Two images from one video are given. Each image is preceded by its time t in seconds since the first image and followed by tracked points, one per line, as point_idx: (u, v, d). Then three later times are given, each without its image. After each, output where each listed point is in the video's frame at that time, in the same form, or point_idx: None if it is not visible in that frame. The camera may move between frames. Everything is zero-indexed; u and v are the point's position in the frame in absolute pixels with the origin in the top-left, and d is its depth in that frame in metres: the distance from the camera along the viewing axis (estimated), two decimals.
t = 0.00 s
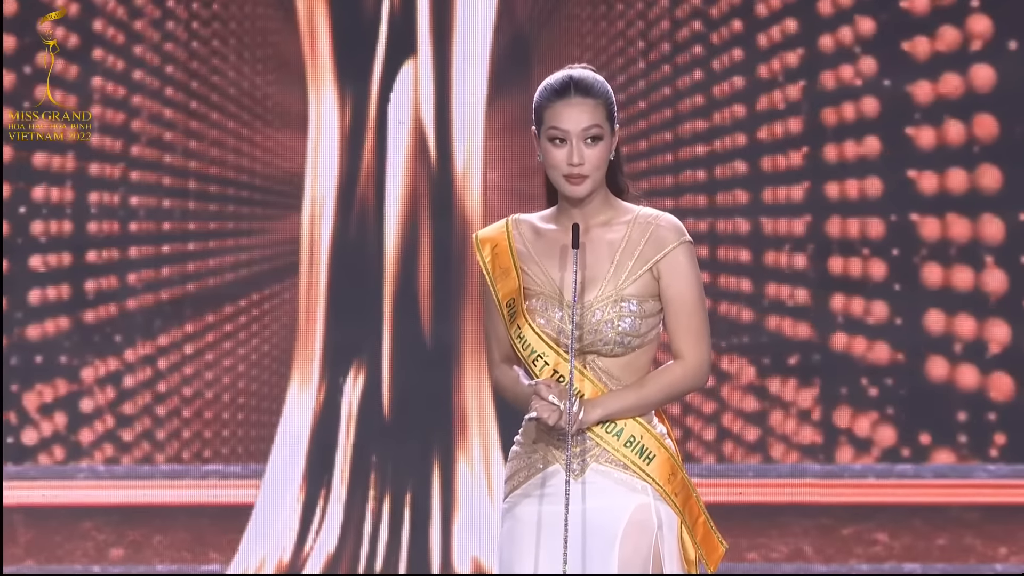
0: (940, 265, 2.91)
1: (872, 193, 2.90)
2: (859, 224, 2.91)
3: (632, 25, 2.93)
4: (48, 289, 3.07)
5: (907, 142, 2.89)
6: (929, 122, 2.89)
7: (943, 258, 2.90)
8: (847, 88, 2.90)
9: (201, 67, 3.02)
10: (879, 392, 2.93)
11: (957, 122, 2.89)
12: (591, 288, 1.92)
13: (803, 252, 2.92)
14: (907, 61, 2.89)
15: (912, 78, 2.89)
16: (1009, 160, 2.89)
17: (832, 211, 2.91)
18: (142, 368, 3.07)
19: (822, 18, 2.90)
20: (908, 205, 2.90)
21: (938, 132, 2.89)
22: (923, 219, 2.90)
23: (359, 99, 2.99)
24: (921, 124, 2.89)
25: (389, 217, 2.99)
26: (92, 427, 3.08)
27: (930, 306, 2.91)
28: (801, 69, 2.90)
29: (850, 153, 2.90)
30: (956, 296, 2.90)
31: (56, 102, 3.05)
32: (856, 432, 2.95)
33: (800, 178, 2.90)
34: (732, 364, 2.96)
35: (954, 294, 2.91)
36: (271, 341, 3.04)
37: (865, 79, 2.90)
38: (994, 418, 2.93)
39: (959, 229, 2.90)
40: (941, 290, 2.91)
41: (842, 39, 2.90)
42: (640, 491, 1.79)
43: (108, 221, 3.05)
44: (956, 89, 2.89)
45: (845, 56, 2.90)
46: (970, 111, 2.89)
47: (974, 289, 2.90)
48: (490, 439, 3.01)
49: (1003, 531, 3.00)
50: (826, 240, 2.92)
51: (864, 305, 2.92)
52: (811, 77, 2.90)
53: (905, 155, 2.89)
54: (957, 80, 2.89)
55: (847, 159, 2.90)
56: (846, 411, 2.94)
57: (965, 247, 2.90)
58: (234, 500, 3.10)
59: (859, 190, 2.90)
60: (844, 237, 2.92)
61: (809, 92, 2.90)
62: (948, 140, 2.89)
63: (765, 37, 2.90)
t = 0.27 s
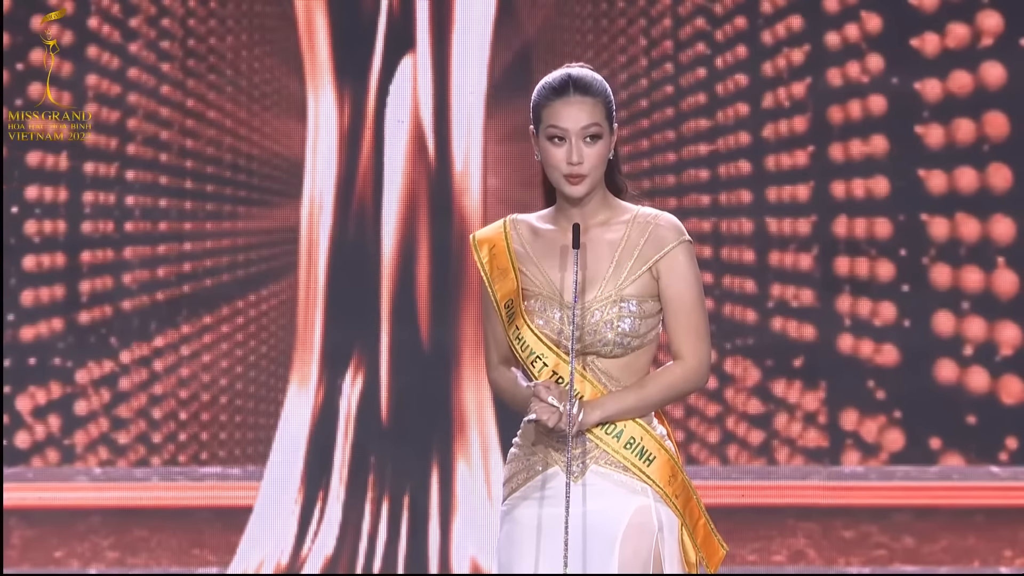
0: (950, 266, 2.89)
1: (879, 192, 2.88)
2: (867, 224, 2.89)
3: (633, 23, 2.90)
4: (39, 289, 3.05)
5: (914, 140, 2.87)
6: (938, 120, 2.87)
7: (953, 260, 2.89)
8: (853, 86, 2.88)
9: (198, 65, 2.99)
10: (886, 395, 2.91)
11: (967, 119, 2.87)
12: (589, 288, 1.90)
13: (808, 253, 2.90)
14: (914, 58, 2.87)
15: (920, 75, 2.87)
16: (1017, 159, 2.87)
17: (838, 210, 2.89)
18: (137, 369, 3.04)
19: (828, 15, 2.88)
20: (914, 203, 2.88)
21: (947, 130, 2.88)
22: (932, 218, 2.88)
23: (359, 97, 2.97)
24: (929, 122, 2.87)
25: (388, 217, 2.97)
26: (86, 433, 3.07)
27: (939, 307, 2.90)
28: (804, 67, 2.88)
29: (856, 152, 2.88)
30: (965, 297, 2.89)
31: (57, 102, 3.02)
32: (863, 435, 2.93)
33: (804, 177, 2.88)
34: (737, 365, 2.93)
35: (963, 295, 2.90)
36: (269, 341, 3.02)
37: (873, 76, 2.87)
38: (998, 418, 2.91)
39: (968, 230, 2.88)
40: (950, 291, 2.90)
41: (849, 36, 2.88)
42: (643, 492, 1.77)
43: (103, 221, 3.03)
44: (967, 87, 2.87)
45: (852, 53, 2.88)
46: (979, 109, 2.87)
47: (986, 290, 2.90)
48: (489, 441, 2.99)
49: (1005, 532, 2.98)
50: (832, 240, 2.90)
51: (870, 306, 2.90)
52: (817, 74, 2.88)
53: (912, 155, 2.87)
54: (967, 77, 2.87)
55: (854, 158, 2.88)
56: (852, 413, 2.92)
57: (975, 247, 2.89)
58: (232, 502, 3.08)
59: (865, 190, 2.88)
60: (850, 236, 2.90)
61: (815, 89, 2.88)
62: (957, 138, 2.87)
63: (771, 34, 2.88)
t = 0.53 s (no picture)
0: (959, 267, 2.88)
1: (885, 192, 2.87)
2: (873, 224, 2.87)
3: (635, 22, 2.88)
4: (32, 290, 3.04)
5: (920, 139, 2.87)
6: (946, 118, 2.86)
7: (962, 259, 2.87)
8: (859, 84, 2.87)
9: (194, 62, 2.97)
10: (893, 398, 2.89)
11: (977, 118, 2.86)
12: (588, 288, 1.88)
13: (813, 254, 2.88)
14: (920, 56, 2.86)
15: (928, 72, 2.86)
16: None
17: (844, 211, 2.88)
18: (133, 371, 3.02)
19: (834, 14, 2.87)
20: (922, 203, 2.86)
21: (955, 129, 2.86)
22: (940, 218, 2.87)
23: (357, 97, 2.95)
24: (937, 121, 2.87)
25: (386, 217, 2.95)
26: (80, 435, 3.05)
27: (947, 308, 2.88)
28: (810, 64, 2.87)
29: (862, 151, 2.87)
30: (975, 298, 2.88)
31: (56, 101, 3.01)
32: (869, 439, 2.91)
33: (809, 177, 2.87)
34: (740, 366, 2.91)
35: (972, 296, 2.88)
36: (267, 342, 3.00)
37: (879, 74, 2.87)
38: (1005, 420, 2.90)
39: (978, 229, 2.87)
40: (959, 292, 2.88)
41: (855, 33, 2.86)
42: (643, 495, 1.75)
43: (97, 221, 3.02)
44: (976, 84, 2.86)
45: (857, 51, 2.87)
46: (989, 106, 2.86)
47: (996, 290, 2.88)
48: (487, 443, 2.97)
49: (1008, 534, 2.97)
50: (838, 240, 2.88)
51: (877, 308, 2.89)
52: (822, 71, 2.87)
53: (920, 154, 2.87)
54: (976, 74, 2.86)
55: (860, 157, 2.87)
56: (858, 416, 2.91)
57: (983, 248, 2.87)
58: (230, 504, 3.06)
59: (871, 190, 2.87)
60: (856, 236, 2.88)
61: (820, 88, 2.86)
62: (966, 137, 2.86)
63: (775, 31, 2.86)
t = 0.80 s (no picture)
0: (969, 270, 2.85)
1: (892, 192, 2.84)
2: (880, 225, 2.85)
3: (636, 21, 2.86)
4: (26, 293, 3.04)
5: (929, 140, 2.84)
6: (957, 120, 2.83)
7: (973, 262, 2.85)
8: (866, 83, 2.84)
9: (190, 62, 2.96)
10: (902, 403, 2.87)
11: (989, 118, 2.83)
12: (586, 290, 1.87)
13: (819, 256, 2.87)
14: (931, 56, 2.83)
15: (937, 72, 2.83)
16: None
17: (850, 212, 2.86)
18: (129, 375, 3.02)
19: (841, 12, 2.85)
20: (930, 204, 2.84)
21: (967, 130, 2.83)
22: (950, 220, 2.84)
23: (356, 97, 2.94)
24: (948, 121, 2.83)
25: (385, 218, 2.94)
26: (74, 441, 3.05)
27: (956, 312, 2.86)
28: (815, 64, 2.84)
29: (870, 151, 2.84)
30: (986, 302, 2.85)
31: (59, 104, 3.01)
32: (876, 444, 2.89)
33: (814, 178, 2.85)
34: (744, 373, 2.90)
35: (983, 300, 2.86)
36: (265, 344, 2.98)
37: (887, 73, 2.84)
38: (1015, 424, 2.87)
39: (988, 231, 2.84)
40: (969, 295, 2.85)
41: (861, 31, 2.84)
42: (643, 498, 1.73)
43: (92, 223, 3.01)
44: (988, 84, 2.83)
45: (864, 49, 2.84)
46: (1001, 106, 2.82)
47: (1007, 293, 2.85)
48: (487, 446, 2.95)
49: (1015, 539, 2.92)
50: (844, 242, 2.87)
51: (885, 312, 2.86)
52: (828, 70, 2.84)
53: (928, 154, 2.84)
54: (987, 74, 2.83)
55: (868, 157, 2.84)
56: (865, 421, 2.88)
57: (994, 250, 2.84)
58: (229, 508, 3.05)
59: (877, 191, 2.85)
60: (862, 238, 2.86)
61: (826, 88, 2.84)
62: (978, 136, 2.83)
63: (779, 30, 2.85)
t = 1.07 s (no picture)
0: (978, 273, 2.84)
1: (899, 194, 2.83)
2: (887, 227, 2.84)
3: (638, 21, 2.84)
4: (19, 295, 3.03)
5: (937, 140, 2.82)
6: (965, 119, 2.82)
7: (983, 265, 2.84)
8: (872, 83, 2.82)
9: (186, 62, 2.95)
10: (909, 408, 2.86)
11: (997, 117, 2.82)
12: (586, 292, 1.85)
13: (825, 258, 2.85)
14: (938, 56, 2.82)
15: (945, 70, 2.82)
16: None
17: (856, 213, 2.84)
18: (123, 379, 3.00)
19: (847, 10, 2.83)
20: (936, 205, 2.83)
21: (975, 129, 2.82)
22: (959, 221, 2.83)
23: (355, 98, 2.92)
24: (957, 121, 2.82)
25: (383, 220, 2.93)
26: (68, 446, 3.03)
27: (966, 314, 2.85)
28: (820, 63, 2.83)
29: (876, 151, 2.83)
30: (994, 305, 2.84)
31: (58, 104, 2.99)
32: (882, 449, 2.88)
33: (818, 180, 2.83)
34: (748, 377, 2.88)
35: (991, 302, 2.85)
36: (263, 347, 2.97)
37: (893, 71, 2.82)
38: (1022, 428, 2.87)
39: (998, 233, 2.83)
40: (978, 297, 2.84)
41: (867, 29, 2.82)
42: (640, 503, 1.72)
43: (86, 225, 3.00)
44: (998, 83, 2.82)
45: (870, 48, 2.82)
46: (1010, 106, 2.82)
47: (1016, 295, 2.84)
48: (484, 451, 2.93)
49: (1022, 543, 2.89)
50: (849, 244, 2.85)
51: (892, 316, 2.85)
52: (834, 69, 2.83)
53: (935, 155, 2.83)
54: (996, 73, 2.82)
55: (875, 157, 2.83)
56: (871, 425, 2.87)
57: (1003, 252, 2.83)
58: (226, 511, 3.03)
59: (884, 193, 2.83)
60: (868, 239, 2.85)
61: (832, 86, 2.83)
62: (987, 135, 2.82)
63: (783, 29, 2.83)
